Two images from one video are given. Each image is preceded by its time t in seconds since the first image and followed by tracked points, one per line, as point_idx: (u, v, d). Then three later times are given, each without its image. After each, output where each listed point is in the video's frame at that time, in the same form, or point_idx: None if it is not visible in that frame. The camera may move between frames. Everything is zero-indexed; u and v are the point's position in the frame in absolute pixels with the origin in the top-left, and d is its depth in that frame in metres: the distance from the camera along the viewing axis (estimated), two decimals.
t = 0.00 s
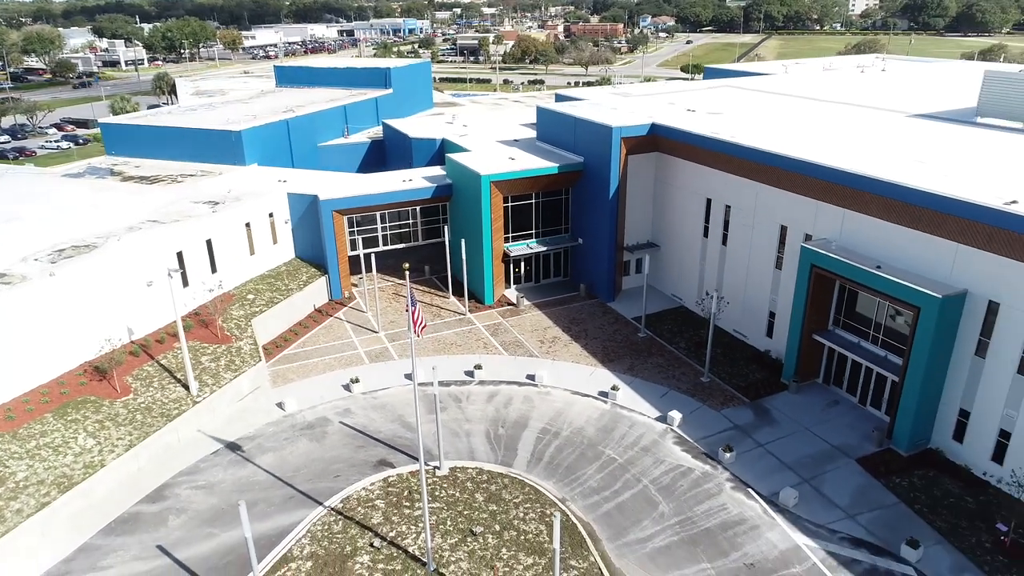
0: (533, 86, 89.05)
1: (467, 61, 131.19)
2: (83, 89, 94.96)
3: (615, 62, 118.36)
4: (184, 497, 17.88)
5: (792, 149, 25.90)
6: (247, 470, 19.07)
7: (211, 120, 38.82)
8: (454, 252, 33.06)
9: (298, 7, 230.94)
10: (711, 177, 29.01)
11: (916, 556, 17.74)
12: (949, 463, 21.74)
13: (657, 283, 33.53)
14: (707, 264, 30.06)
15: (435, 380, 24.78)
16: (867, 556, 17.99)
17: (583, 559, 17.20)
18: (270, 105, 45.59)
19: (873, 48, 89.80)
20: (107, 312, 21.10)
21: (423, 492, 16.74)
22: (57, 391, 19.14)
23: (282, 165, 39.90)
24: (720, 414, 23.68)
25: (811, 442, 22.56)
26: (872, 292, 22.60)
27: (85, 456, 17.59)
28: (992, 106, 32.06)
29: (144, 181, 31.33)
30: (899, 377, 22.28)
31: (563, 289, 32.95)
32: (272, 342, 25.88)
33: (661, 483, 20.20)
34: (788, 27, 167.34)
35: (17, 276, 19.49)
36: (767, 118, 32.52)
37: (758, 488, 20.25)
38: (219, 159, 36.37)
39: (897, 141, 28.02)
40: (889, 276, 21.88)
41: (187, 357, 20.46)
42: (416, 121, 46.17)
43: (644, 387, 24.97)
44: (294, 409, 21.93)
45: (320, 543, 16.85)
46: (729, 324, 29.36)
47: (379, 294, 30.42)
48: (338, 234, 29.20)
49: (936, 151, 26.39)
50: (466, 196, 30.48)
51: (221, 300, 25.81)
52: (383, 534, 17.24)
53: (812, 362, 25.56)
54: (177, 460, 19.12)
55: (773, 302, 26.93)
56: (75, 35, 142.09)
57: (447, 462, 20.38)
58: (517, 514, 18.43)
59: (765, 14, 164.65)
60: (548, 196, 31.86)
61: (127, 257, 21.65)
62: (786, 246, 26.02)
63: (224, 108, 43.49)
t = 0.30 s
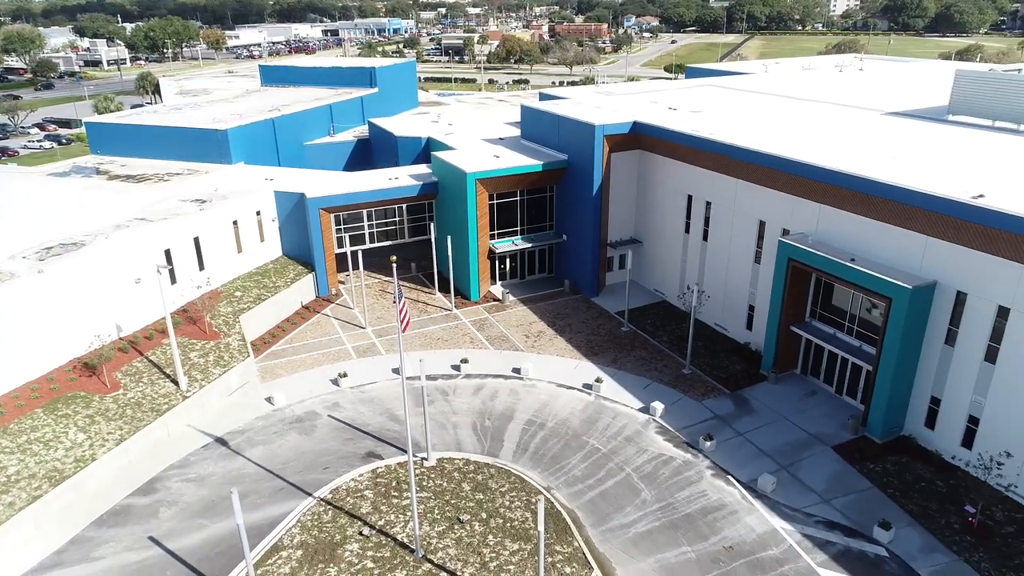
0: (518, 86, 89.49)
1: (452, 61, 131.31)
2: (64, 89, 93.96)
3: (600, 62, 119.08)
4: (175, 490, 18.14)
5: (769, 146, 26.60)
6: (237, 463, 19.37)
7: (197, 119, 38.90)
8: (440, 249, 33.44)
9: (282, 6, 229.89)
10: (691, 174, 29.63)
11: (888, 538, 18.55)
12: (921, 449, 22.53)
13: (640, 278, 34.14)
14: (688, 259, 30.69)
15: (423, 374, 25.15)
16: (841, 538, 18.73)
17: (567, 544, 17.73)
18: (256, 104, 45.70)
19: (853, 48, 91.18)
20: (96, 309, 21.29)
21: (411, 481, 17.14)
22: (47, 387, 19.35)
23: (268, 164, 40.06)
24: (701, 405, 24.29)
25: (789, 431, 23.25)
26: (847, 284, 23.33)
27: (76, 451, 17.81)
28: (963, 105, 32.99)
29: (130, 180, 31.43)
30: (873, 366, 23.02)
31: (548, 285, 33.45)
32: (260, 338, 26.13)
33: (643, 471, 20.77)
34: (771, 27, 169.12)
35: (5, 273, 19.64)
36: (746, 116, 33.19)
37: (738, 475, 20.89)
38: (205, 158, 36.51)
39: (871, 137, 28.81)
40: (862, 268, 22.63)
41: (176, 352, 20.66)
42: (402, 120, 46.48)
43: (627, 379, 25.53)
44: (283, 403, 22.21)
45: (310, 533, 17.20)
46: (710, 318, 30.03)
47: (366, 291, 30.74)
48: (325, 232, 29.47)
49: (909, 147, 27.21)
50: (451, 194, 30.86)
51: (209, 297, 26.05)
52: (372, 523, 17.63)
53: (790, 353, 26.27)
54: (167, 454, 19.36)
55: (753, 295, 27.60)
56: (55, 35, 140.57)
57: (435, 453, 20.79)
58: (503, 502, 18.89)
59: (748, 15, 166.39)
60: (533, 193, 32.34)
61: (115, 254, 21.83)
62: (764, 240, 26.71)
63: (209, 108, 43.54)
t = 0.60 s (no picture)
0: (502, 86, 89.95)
1: (435, 61, 131.36)
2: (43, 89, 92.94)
3: (582, 62, 119.83)
4: (163, 483, 18.38)
5: (746, 143, 27.31)
6: (224, 457, 19.63)
7: (179, 118, 38.92)
8: (424, 246, 33.79)
9: (263, 6, 228.53)
10: (670, 171, 30.28)
11: (859, 520, 19.41)
12: (891, 435, 23.45)
13: (621, 274, 34.76)
14: (668, 254, 31.35)
15: (408, 368, 25.53)
16: (814, 521, 19.52)
17: (551, 531, 18.28)
18: (239, 103, 45.75)
19: (831, 49, 92.65)
20: (82, 306, 21.44)
21: (398, 472, 17.53)
22: (34, 383, 19.51)
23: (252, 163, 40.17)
24: (680, 395, 24.92)
25: (766, 420, 23.97)
26: (820, 277, 24.10)
27: (63, 446, 17.93)
28: (932, 104, 34.08)
29: (114, 179, 31.47)
30: (846, 356, 23.83)
31: (532, 281, 33.95)
32: (246, 335, 26.34)
33: (624, 460, 21.35)
34: (751, 28, 171.15)
35: None
36: (724, 114, 33.93)
37: (715, 462, 21.57)
38: (189, 157, 36.59)
39: (845, 134, 29.64)
40: (835, 261, 23.40)
41: (162, 349, 20.83)
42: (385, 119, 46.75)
43: (609, 371, 26.10)
44: (269, 399, 22.48)
45: (298, 523, 17.53)
46: (689, 312, 30.72)
47: (351, 288, 31.03)
48: (310, 229, 29.71)
49: (880, 144, 28.05)
50: (435, 192, 31.26)
51: (194, 294, 26.24)
52: (359, 513, 18.00)
53: (767, 345, 27.03)
54: (155, 448, 19.58)
55: (731, 289, 28.29)
56: (32, 34, 138.83)
57: (421, 445, 21.19)
58: (487, 491, 19.37)
59: (728, 15, 168.27)
60: (515, 190, 32.80)
61: (101, 252, 21.97)
62: (741, 235, 27.43)
63: (192, 107, 43.54)
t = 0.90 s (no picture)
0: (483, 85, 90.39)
1: (417, 61, 131.47)
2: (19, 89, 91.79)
3: (563, 62, 120.63)
4: (149, 478, 18.59)
5: (720, 140, 28.02)
6: (210, 451, 19.86)
7: (160, 117, 38.86)
8: (406, 244, 34.09)
9: (243, 5, 226.87)
10: (647, 168, 30.88)
11: (830, 503, 20.25)
12: (861, 422, 24.41)
13: (601, 270, 35.35)
14: (646, 250, 31.98)
15: (391, 364, 25.88)
16: (787, 505, 20.32)
17: (532, 518, 18.81)
18: (220, 102, 45.71)
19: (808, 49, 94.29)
20: (65, 304, 21.53)
21: (383, 463, 17.90)
22: (18, 381, 19.64)
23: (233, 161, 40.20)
24: (659, 386, 25.56)
25: (741, 409, 24.70)
26: (793, 270, 24.90)
27: (48, 442, 18.05)
28: (900, 102, 35.09)
29: (94, 178, 31.44)
30: (817, 346, 24.65)
31: (513, 277, 34.42)
32: (230, 332, 26.54)
33: (604, 449, 21.94)
34: (729, 28, 173.17)
35: None
36: (700, 112, 34.65)
37: (692, 450, 22.25)
38: (170, 156, 36.59)
39: (817, 131, 30.48)
40: (806, 254, 24.15)
41: (146, 345, 20.98)
42: (367, 118, 46.99)
43: (589, 364, 26.65)
44: (254, 394, 22.72)
45: (284, 514, 17.84)
46: (667, 306, 31.40)
47: (333, 286, 31.30)
48: (292, 227, 29.92)
49: (850, 140, 28.91)
50: (417, 189, 31.62)
51: (178, 292, 26.38)
52: (344, 504, 18.36)
53: (742, 337, 27.77)
54: (140, 444, 19.74)
55: (707, 283, 28.97)
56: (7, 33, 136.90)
57: (405, 437, 21.57)
58: (470, 481, 19.81)
59: (707, 16, 170.27)
60: (496, 188, 33.21)
61: (83, 250, 22.06)
62: (717, 230, 28.13)
63: (172, 106, 43.45)
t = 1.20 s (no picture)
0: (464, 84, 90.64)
1: (397, 61, 131.31)
2: None
3: (543, 62, 121.25)
4: (134, 473, 18.75)
5: (695, 137, 28.76)
6: (194, 446, 20.07)
7: (139, 116, 38.74)
8: (388, 242, 34.35)
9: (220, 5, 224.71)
10: (624, 165, 31.52)
11: (801, 487, 21.08)
12: (832, 410, 25.32)
13: (580, 266, 35.95)
14: (624, 245, 32.61)
15: (374, 359, 26.20)
16: (760, 490, 21.10)
17: (514, 506, 19.34)
18: (199, 101, 45.60)
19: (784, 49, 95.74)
20: (47, 303, 21.61)
21: (367, 454, 18.25)
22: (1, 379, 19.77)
23: (214, 160, 40.23)
24: (637, 378, 26.19)
25: (717, 399, 25.43)
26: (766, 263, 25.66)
27: (32, 438, 18.37)
28: (871, 100, 36.01)
29: (73, 177, 31.36)
30: (790, 337, 25.44)
31: (494, 274, 34.90)
32: (212, 329, 26.68)
33: (584, 439, 22.52)
34: (708, 28, 175.01)
35: None
36: (676, 111, 35.31)
37: (670, 439, 22.93)
38: (150, 155, 36.55)
39: (789, 129, 31.34)
40: (778, 247, 24.91)
41: (129, 342, 21.13)
42: (348, 117, 47.12)
43: (569, 357, 27.20)
44: (238, 390, 22.91)
45: (270, 506, 18.13)
46: (646, 300, 32.09)
47: (316, 283, 31.52)
48: (274, 225, 30.11)
49: (820, 137, 29.79)
50: (398, 187, 31.94)
51: (160, 289, 26.53)
52: (329, 495, 18.70)
53: (718, 330, 28.51)
54: (125, 439, 19.85)
55: (684, 277, 29.65)
56: None
57: (388, 430, 21.94)
58: (453, 471, 20.25)
59: (686, 16, 171.96)
60: (477, 185, 33.67)
61: (65, 249, 22.13)
62: (692, 225, 28.84)
63: (151, 105, 43.27)
